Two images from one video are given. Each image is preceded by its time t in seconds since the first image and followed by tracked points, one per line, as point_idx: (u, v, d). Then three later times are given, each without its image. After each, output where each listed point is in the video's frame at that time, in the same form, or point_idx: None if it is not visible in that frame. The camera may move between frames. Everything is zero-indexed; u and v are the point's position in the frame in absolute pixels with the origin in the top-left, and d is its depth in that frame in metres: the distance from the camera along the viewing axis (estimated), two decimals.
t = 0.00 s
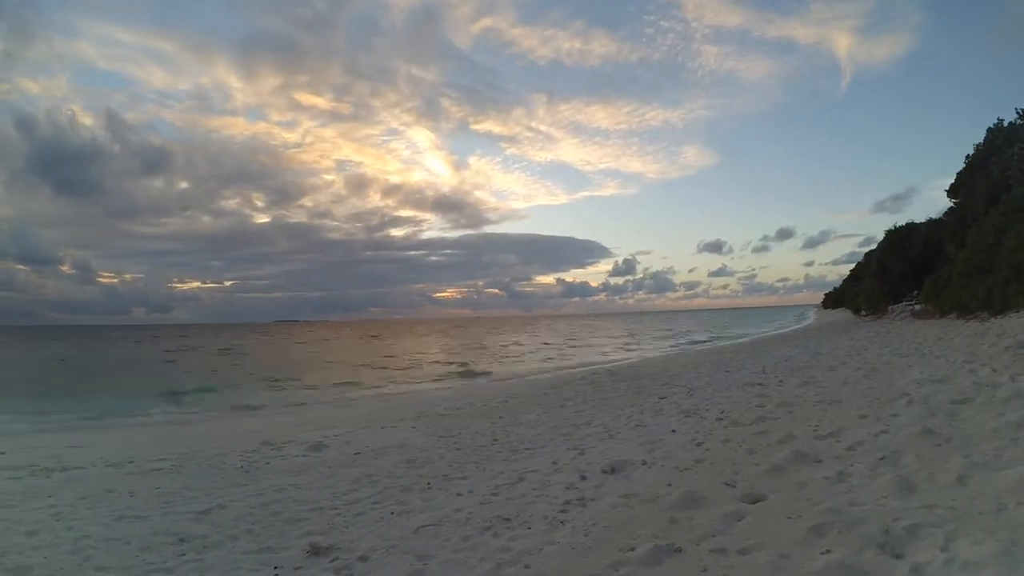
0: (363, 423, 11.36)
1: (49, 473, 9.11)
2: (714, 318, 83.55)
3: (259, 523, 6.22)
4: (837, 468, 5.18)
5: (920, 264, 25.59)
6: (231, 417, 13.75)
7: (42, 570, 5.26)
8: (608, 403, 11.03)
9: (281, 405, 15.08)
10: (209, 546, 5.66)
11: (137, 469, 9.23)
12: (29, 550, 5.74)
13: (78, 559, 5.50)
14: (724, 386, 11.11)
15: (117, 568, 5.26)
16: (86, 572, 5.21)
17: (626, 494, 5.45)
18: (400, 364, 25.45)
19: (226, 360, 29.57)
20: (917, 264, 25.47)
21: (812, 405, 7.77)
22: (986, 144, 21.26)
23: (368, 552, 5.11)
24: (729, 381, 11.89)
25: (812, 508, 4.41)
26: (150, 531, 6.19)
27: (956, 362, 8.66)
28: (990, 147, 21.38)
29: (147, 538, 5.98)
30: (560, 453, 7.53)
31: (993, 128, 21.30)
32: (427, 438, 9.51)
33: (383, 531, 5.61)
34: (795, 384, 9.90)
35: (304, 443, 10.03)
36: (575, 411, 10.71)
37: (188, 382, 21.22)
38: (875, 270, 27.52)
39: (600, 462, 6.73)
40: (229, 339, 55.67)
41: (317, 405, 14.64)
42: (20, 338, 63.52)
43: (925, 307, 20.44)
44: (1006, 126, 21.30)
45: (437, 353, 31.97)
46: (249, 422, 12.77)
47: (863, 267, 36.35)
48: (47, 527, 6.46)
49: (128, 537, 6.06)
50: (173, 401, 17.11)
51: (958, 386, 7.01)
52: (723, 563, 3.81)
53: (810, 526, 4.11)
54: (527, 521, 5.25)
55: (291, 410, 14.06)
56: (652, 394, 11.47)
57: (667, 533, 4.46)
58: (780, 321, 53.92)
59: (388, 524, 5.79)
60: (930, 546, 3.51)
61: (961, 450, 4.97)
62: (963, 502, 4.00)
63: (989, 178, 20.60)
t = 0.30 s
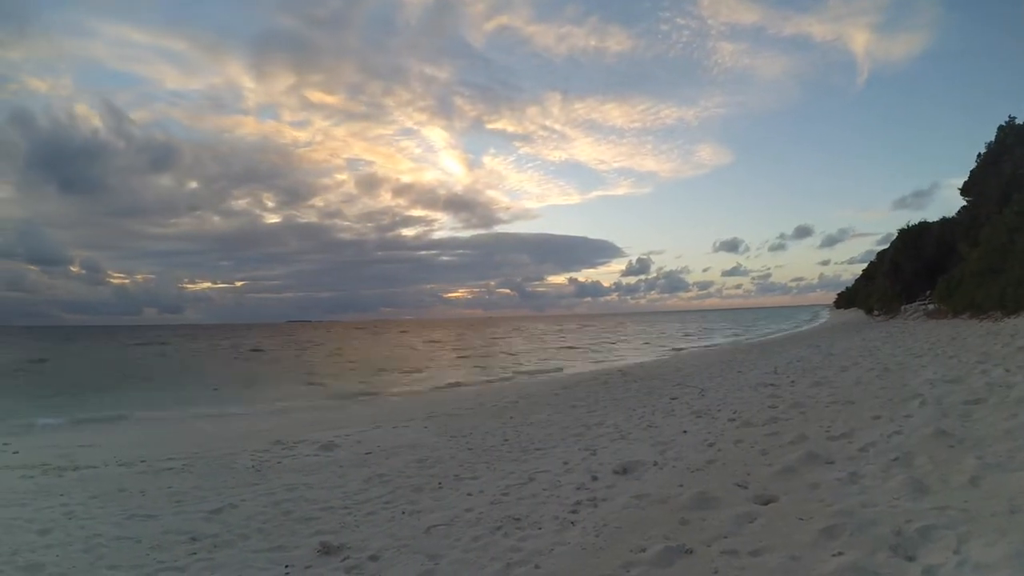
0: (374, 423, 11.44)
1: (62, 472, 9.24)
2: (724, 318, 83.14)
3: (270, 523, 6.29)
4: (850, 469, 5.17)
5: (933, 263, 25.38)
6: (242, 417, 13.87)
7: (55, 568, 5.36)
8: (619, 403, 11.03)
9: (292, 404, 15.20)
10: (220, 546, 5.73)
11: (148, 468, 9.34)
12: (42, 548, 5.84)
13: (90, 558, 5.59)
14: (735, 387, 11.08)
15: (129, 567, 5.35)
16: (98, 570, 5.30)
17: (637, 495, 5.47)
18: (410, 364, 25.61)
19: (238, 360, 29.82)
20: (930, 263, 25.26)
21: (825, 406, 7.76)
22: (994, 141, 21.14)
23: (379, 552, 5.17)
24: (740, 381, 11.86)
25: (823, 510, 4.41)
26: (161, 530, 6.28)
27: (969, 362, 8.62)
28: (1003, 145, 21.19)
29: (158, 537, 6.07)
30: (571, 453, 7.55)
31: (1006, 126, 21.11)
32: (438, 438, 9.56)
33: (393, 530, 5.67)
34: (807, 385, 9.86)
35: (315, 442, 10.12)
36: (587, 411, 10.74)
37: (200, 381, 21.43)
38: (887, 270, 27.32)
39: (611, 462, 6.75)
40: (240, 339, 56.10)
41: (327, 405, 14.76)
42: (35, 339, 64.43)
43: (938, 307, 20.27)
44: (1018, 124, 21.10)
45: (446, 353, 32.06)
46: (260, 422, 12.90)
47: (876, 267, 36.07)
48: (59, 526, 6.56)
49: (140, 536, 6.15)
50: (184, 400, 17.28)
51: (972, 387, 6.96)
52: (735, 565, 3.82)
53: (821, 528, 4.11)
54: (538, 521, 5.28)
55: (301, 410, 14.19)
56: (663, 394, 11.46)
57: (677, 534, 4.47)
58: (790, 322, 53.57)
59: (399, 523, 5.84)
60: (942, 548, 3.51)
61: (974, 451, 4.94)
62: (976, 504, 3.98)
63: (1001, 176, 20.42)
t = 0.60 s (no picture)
0: (386, 423, 11.52)
1: (77, 471, 9.39)
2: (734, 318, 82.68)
3: (282, 521, 6.36)
4: (863, 471, 5.16)
5: (946, 262, 25.14)
6: (255, 416, 13.99)
7: (68, 565, 5.46)
8: (631, 404, 11.03)
9: (304, 404, 15.31)
10: (233, 544, 5.81)
11: (161, 467, 9.47)
12: (55, 546, 5.96)
13: (103, 555, 5.69)
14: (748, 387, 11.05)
15: (141, 564, 5.44)
16: (111, 567, 5.39)
17: (648, 495, 5.49)
18: (420, 364, 25.74)
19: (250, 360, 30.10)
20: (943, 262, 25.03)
21: (837, 406, 7.74)
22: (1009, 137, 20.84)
23: (390, 551, 5.22)
24: (752, 381, 11.83)
25: (836, 511, 4.40)
26: (174, 528, 6.37)
27: (984, 362, 8.56)
28: (1017, 142, 20.97)
29: (170, 535, 6.16)
30: (582, 453, 7.58)
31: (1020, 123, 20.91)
32: (450, 438, 9.61)
33: (404, 530, 5.72)
34: (820, 385, 9.82)
35: (327, 442, 10.21)
36: (599, 411, 10.77)
37: (213, 381, 21.64)
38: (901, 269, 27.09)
39: (623, 463, 6.77)
40: (252, 339, 56.60)
41: (338, 404, 14.89)
42: (50, 340, 65.37)
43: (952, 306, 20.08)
44: None
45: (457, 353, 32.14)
46: (272, 421, 13.05)
47: (889, 266, 35.76)
48: (72, 523, 6.68)
49: (152, 533, 6.25)
50: (197, 400, 17.44)
51: (987, 387, 6.91)
52: (747, 566, 3.83)
53: (834, 529, 4.11)
54: (549, 521, 5.31)
55: (313, 409, 14.32)
56: (675, 394, 11.45)
57: (689, 534, 4.49)
58: (801, 322, 53.22)
59: (411, 523, 5.89)
60: (956, 550, 3.50)
61: (988, 452, 4.91)
62: (990, 506, 3.96)
63: (1015, 174, 20.22)
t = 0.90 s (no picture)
0: (398, 423, 11.60)
1: (92, 469, 9.55)
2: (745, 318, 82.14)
3: (295, 520, 6.45)
4: (876, 471, 5.15)
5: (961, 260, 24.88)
6: (267, 416, 14.13)
7: (84, 562, 5.57)
8: (644, 403, 11.04)
9: (316, 404, 15.42)
10: (246, 542, 5.90)
11: (175, 465, 9.61)
12: (70, 544, 6.08)
13: (118, 553, 5.80)
14: (761, 387, 11.02)
15: (155, 562, 5.53)
16: (125, 565, 5.49)
17: (660, 495, 5.51)
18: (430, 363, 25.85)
19: (262, 360, 30.36)
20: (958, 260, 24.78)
21: (851, 407, 7.71)
22: (1020, 134, 20.65)
23: (402, 550, 5.28)
24: (765, 381, 11.78)
25: (849, 512, 4.41)
26: (188, 526, 6.47)
27: (1000, 361, 8.48)
28: None
29: (185, 533, 6.27)
30: (595, 453, 7.60)
31: None
32: (462, 438, 9.67)
33: (416, 529, 5.78)
34: (834, 385, 9.78)
35: (340, 441, 10.31)
36: (611, 410, 10.78)
37: (226, 381, 21.85)
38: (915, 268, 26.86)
39: (636, 463, 6.79)
40: (264, 339, 57.08)
41: (350, 404, 15.00)
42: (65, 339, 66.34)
43: (967, 305, 19.88)
44: None
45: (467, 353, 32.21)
46: (285, 420, 13.18)
47: (904, 265, 35.42)
48: (87, 521, 6.80)
49: (167, 531, 6.36)
50: (210, 400, 17.63)
51: (1002, 387, 6.86)
52: (759, 567, 3.85)
53: (848, 531, 4.11)
54: (561, 521, 5.35)
55: (324, 409, 14.45)
56: (688, 395, 11.44)
57: (701, 535, 4.51)
58: (813, 322, 52.78)
59: (424, 522, 5.94)
60: (969, 552, 3.50)
61: (1003, 453, 4.89)
62: (1005, 507, 3.95)
63: None
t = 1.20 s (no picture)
0: (408, 422, 11.66)
1: (105, 468, 9.68)
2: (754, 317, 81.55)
3: (306, 519, 6.52)
4: (890, 472, 5.12)
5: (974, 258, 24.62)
6: (278, 415, 14.23)
7: (97, 560, 5.66)
8: (655, 403, 11.03)
9: (326, 404, 15.52)
10: (257, 541, 5.98)
11: (187, 464, 9.73)
12: (83, 542, 6.18)
13: (130, 551, 5.89)
14: (773, 387, 10.97)
15: (167, 560, 5.61)
16: (137, 563, 5.58)
17: (672, 496, 5.52)
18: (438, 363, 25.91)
19: (272, 360, 30.56)
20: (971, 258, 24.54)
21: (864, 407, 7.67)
22: None
23: (413, 549, 5.33)
24: (776, 381, 11.72)
25: (861, 513, 4.40)
26: (200, 525, 6.56)
27: (1014, 361, 8.40)
28: None
29: (196, 532, 6.35)
30: (606, 453, 7.60)
31: None
32: (473, 437, 9.71)
33: (427, 528, 5.82)
34: (847, 385, 9.72)
35: (351, 440, 10.39)
36: (622, 410, 10.78)
37: (237, 381, 22.03)
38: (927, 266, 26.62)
39: (647, 463, 6.80)
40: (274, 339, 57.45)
41: (359, 404, 15.09)
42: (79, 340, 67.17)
43: (980, 304, 19.69)
44: None
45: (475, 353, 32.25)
46: (296, 420, 13.29)
47: (916, 263, 35.10)
48: (100, 520, 6.92)
49: (179, 529, 6.45)
50: (221, 399, 17.78)
51: (1017, 387, 6.80)
52: (770, 568, 3.86)
53: (860, 532, 4.11)
54: (572, 521, 5.37)
55: (333, 409, 14.54)
56: (699, 395, 11.42)
57: (712, 536, 4.52)
58: (823, 321, 52.30)
59: (435, 521, 5.99)
60: (982, 554, 3.49)
61: (1017, 454, 4.86)
62: (1018, 508, 3.93)
63: None
